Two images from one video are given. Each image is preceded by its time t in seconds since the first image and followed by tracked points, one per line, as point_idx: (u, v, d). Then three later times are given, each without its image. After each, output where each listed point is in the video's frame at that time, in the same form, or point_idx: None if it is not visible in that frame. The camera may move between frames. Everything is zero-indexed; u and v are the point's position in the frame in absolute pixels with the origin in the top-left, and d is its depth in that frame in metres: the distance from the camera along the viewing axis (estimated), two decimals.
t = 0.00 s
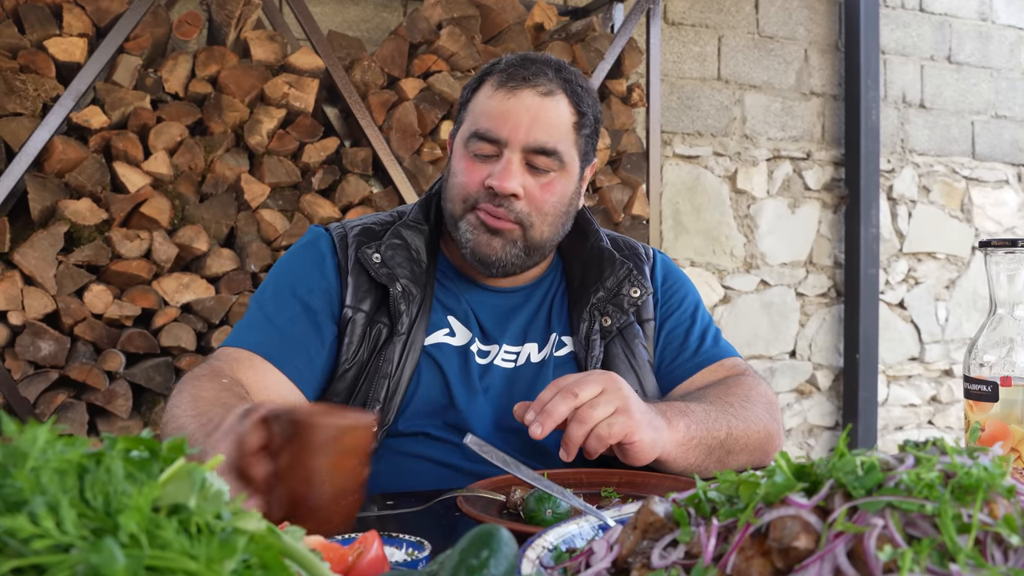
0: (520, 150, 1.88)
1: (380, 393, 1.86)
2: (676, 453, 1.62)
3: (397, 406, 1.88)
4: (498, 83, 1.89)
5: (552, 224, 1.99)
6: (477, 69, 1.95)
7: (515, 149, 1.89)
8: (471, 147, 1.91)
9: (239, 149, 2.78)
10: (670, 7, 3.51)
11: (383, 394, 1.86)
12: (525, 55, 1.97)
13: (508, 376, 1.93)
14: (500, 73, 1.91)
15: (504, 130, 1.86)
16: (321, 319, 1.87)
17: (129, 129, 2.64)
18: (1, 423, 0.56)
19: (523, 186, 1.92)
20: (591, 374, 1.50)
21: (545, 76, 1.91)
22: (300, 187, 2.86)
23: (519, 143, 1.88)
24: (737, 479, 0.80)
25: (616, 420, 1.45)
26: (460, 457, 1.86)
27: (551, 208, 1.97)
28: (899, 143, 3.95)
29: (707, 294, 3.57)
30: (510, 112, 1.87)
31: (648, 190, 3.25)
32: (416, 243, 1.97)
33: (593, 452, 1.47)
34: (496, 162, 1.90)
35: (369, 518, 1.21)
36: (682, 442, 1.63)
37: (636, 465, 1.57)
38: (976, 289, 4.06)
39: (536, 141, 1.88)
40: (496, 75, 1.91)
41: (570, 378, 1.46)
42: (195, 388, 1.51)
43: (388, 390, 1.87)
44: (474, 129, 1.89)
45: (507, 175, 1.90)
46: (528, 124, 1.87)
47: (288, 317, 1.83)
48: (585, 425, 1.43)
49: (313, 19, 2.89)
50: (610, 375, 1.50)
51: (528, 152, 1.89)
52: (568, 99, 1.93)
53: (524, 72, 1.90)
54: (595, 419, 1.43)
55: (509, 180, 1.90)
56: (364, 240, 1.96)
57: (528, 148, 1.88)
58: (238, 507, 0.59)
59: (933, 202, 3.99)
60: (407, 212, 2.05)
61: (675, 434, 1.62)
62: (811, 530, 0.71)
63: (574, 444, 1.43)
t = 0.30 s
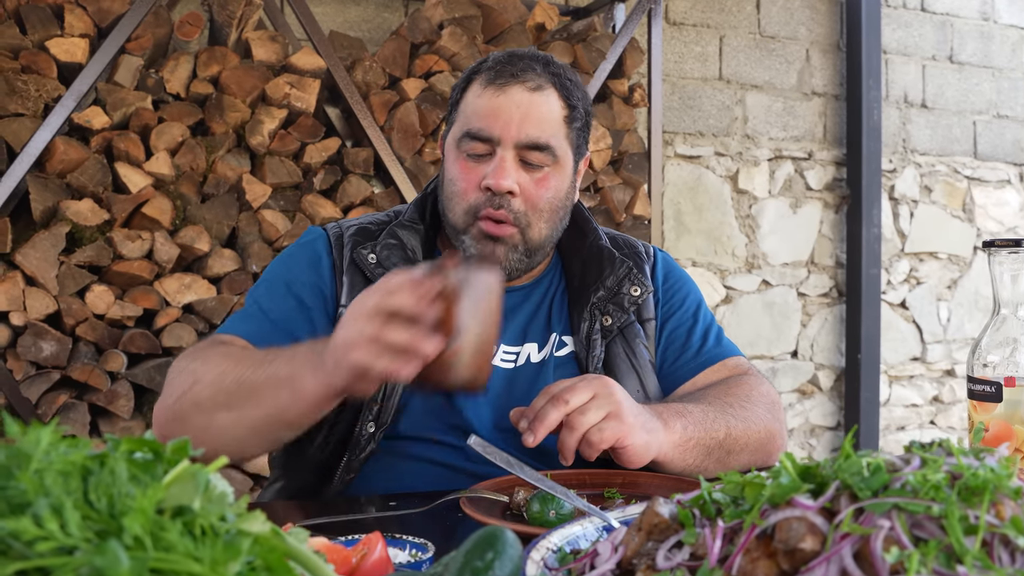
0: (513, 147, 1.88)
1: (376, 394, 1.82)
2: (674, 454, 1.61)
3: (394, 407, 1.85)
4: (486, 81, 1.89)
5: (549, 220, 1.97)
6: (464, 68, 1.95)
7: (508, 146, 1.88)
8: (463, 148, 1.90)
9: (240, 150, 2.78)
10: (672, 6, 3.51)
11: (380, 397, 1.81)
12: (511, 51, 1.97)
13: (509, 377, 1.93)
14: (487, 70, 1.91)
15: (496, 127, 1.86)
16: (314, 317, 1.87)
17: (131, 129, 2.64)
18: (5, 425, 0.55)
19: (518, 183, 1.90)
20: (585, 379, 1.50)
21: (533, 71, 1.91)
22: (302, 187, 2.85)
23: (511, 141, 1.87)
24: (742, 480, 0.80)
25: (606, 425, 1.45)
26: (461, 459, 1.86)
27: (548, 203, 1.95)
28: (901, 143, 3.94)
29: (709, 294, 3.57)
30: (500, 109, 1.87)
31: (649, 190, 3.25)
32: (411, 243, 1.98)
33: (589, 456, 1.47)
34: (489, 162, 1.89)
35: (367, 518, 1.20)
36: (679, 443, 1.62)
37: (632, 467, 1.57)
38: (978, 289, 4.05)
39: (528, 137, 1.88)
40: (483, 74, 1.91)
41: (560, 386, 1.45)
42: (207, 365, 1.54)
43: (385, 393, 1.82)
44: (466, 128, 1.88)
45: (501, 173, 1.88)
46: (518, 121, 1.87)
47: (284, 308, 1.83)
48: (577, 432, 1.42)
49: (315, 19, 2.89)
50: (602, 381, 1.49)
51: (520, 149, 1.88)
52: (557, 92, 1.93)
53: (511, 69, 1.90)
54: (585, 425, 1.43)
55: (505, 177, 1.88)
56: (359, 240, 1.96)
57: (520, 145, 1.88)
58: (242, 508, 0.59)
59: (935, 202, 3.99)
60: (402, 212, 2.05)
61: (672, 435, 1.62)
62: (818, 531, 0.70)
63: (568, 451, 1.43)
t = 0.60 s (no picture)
0: (513, 149, 1.87)
1: (381, 391, 1.84)
2: (679, 455, 1.61)
3: (398, 404, 1.87)
4: (481, 83, 1.90)
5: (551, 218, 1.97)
6: (458, 72, 1.96)
7: (507, 147, 1.87)
8: (462, 151, 1.88)
9: (243, 150, 2.78)
10: (675, 6, 3.50)
11: (384, 392, 1.84)
12: (504, 53, 1.99)
13: (513, 377, 1.93)
14: (481, 72, 1.92)
15: (495, 128, 1.86)
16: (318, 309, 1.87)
17: (134, 130, 2.64)
18: (13, 427, 0.55)
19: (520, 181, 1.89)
20: (589, 380, 1.49)
21: (527, 71, 1.92)
22: (305, 188, 2.85)
23: (510, 141, 1.86)
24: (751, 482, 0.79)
25: (611, 425, 1.44)
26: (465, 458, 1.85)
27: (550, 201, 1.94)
28: (904, 143, 3.93)
29: (712, 295, 3.57)
30: (498, 110, 1.86)
31: (652, 191, 3.25)
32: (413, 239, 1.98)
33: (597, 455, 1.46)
34: (489, 164, 1.87)
35: (373, 518, 1.21)
36: (685, 443, 1.62)
37: (637, 468, 1.56)
38: (981, 288, 4.05)
39: (527, 136, 1.87)
40: (478, 76, 1.92)
41: (566, 386, 1.46)
42: (241, 311, 1.64)
43: (389, 388, 1.85)
44: (464, 131, 1.87)
45: (502, 174, 1.87)
46: (516, 121, 1.86)
47: (292, 284, 1.85)
48: (582, 432, 1.43)
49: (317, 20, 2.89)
50: (607, 382, 1.49)
51: (519, 149, 1.87)
52: (552, 91, 1.94)
53: (505, 69, 1.91)
54: (591, 425, 1.43)
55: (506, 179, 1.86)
56: (363, 237, 1.96)
57: (519, 145, 1.87)
58: (250, 510, 0.59)
59: (938, 202, 3.98)
60: (405, 211, 2.05)
61: (677, 436, 1.62)
62: (827, 534, 0.70)
63: (574, 450, 1.44)
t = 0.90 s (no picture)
0: (512, 145, 1.87)
1: (383, 386, 1.86)
2: (680, 456, 1.61)
3: (400, 401, 1.88)
4: (477, 81, 1.90)
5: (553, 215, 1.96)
6: (453, 71, 1.97)
7: (507, 144, 1.87)
8: (462, 149, 1.87)
9: (245, 151, 2.78)
10: (676, 7, 3.50)
11: (387, 388, 1.86)
12: (500, 51, 1.99)
13: (514, 377, 1.92)
14: (477, 71, 1.92)
15: (494, 125, 1.86)
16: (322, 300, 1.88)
17: (136, 130, 2.65)
18: (17, 429, 0.55)
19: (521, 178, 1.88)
20: (591, 381, 1.49)
21: (523, 67, 1.92)
22: (307, 188, 2.86)
23: (509, 138, 1.86)
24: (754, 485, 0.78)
25: (613, 426, 1.45)
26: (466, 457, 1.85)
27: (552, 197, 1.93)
28: (906, 143, 3.93)
29: (713, 295, 3.57)
30: (496, 107, 1.86)
31: (654, 191, 3.25)
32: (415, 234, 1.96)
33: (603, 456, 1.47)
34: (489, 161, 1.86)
35: (375, 518, 1.21)
36: (686, 444, 1.62)
37: (638, 469, 1.56)
38: (983, 289, 4.04)
39: (525, 133, 1.87)
40: (474, 74, 1.92)
41: (568, 388, 1.45)
42: (251, 277, 1.68)
43: (391, 384, 1.87)
44: (463, 130, 1.87)
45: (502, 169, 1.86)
46: (515, 118, 1.87)
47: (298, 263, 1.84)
48: (584, 434, 1.42)
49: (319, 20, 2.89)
50: (609, 382, 1.49)
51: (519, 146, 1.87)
52: (549, 87, 1.94)
53: (501, 66, 1.91)
54: (593, 427, 1.43)
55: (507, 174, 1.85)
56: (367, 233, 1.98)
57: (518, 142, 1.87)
58: (253, 512, 0.59)
59: (940, 202, 3.98)
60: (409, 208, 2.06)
61: (679, 436, 1.62)
62: (829, 536, 0.70)
63: (576, 452, 1.44)
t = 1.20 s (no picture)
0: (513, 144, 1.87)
1: (382, 383, 1.86)
2: (680, 456, 1.61)
3: (399, 397, 1.88)
4: (476, 80, 1.90)
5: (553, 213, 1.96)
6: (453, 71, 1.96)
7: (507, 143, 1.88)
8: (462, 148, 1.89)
9: (245, 151, 2.78)
10: (676, 8, 3.51)
11: (386, 384, 1.87)
12: (499, 50, 1.98)
13: (514, 377, 1.92)
14: (476, 70, 1.91)
15: (494, 124, 1.86)
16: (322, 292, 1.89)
17: (136, 131, 2.65)
18: (19, 430, 0.55)
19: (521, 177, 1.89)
20: (592, 382, 1.49)
21: (522, 66, 1.92)
22: (307, 189, 2.86)
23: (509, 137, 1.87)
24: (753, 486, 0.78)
25: (615, 428, 1.45)
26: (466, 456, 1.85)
27: (553, 195, 1.94)
28: (905, 144, 3.94)
29: (713, 296, 3.58)
30: (495, 106, 1.87)
31: (654, 192, 3.25)
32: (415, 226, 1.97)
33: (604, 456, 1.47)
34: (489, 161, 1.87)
35: (374, 520, 1.20)
36: (687, 445, 1.62)
37: (639, 470, 1.56)
38: (983, 290, 4.05)
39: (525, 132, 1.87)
40: (473, 74, 1.91)
41: (569, 389, 1.45)
42: (248, 250, 1.70)
43: (391, 381, 1.87)
44: (464, 130, 1.88)
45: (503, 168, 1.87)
46: (515, 116, 1.87)
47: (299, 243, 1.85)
48: (586, 434, 1.43)
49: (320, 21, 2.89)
50: (610, 384, 1.49)
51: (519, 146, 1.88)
52: (548, 85, 1.94)
53: (501, 65, 1.90)
54: (595, 427, 1.43)
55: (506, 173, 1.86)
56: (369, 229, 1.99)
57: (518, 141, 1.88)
58: (254, 513, 0.59)
59: (940, 203, 3.98)
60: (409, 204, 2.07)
61: (679, 437, 1.62)
62: (828, 537, 0.70)
63: (578, 453, 1.44)
